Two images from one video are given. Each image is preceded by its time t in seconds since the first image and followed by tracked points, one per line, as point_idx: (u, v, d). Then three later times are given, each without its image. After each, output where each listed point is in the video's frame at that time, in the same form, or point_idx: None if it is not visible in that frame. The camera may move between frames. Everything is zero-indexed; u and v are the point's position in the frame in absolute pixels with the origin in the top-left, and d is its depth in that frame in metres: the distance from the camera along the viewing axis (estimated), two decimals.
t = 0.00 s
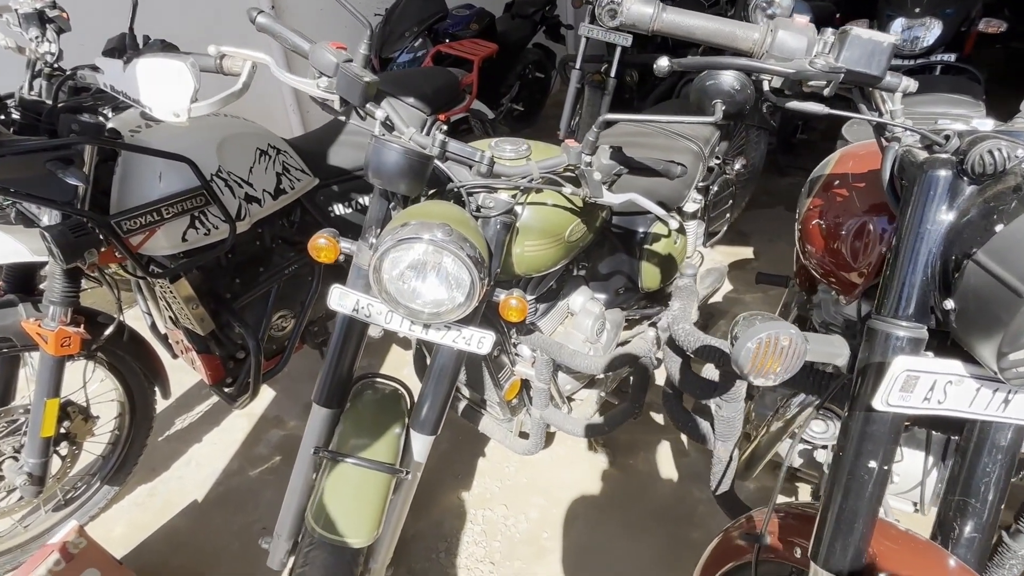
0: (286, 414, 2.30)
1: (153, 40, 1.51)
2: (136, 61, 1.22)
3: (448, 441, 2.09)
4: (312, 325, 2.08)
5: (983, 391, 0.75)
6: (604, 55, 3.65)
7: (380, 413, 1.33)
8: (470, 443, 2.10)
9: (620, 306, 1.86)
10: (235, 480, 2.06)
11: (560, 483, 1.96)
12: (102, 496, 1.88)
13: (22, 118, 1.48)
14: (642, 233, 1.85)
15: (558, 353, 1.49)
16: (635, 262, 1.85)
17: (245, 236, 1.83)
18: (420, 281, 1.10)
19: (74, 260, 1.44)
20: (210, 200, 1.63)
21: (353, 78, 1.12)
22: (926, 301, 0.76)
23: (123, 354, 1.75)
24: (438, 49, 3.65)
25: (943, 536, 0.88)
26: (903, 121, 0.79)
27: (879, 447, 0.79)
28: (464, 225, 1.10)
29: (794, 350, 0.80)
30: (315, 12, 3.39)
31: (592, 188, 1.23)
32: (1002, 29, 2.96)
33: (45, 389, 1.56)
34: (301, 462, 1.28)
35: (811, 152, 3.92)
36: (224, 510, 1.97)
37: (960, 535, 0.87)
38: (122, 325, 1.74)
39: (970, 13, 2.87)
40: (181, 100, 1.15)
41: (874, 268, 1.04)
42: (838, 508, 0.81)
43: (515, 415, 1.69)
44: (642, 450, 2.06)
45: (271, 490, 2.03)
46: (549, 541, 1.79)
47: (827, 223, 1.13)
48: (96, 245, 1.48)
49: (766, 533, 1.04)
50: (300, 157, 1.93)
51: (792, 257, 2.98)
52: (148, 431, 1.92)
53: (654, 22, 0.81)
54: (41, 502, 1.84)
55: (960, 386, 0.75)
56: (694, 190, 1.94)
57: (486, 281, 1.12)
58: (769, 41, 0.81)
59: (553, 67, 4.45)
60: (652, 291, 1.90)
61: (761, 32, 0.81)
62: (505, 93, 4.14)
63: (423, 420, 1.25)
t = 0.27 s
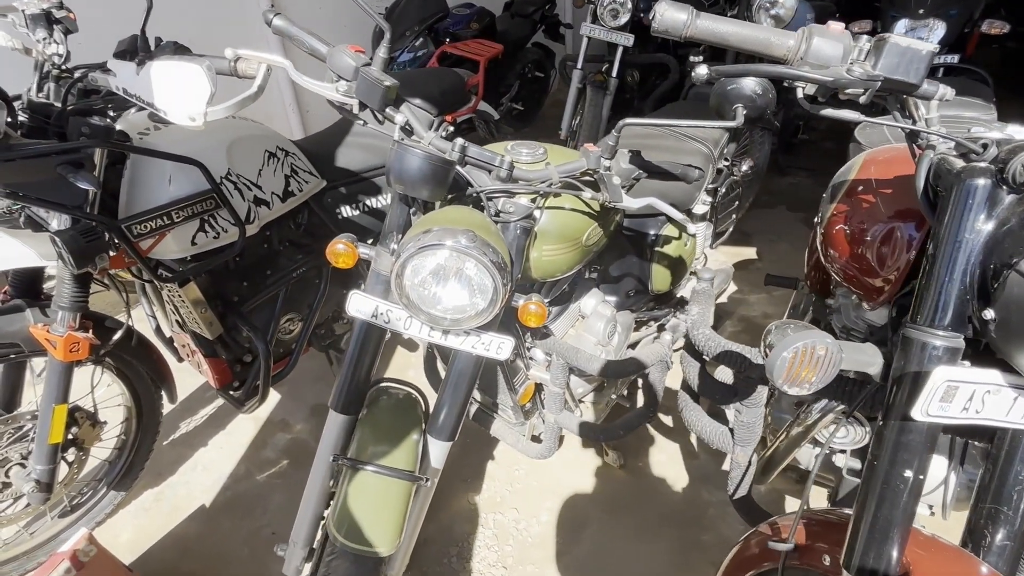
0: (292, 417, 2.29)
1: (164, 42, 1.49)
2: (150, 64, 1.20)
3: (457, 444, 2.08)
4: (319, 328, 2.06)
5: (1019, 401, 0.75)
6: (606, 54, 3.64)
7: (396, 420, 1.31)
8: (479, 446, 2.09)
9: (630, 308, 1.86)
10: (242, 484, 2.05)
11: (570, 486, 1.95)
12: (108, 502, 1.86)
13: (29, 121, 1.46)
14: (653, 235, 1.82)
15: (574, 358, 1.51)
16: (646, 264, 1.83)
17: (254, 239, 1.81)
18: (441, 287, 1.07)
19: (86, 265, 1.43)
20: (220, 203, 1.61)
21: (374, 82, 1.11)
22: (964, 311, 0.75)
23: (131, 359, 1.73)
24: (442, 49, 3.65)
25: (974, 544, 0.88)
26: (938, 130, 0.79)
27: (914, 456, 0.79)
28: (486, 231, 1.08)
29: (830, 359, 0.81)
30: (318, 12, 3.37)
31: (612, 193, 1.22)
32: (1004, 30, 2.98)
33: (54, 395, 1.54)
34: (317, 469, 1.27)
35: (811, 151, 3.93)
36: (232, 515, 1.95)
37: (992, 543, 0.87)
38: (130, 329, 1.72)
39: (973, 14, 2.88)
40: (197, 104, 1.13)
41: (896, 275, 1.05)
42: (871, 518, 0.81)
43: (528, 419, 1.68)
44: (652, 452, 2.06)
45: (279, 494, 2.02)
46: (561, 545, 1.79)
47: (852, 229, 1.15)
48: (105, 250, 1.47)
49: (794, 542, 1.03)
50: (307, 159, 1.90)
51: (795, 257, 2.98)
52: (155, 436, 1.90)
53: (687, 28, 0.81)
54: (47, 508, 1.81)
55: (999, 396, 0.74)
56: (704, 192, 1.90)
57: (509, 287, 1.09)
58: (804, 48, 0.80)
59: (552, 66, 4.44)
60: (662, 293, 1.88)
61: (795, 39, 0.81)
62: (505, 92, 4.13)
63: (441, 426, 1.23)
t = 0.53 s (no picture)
0: (291, 423, 2.26)
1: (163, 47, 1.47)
2: (150, 70, 1.18)
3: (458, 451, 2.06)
4: (318, 334, 2.04)
5: None
6: (604, 57, 3.63)
7: (400, 429, 1.30)
8: (480, 453, 2.07)
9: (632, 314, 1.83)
10: (241, 492, 2.02)
11: (572, 493, 1.94)
12: (105, 511, 1.83)
13: (25, 126, 1.43)
14: (656, 240, 1.81)
15: (579, 366, 1.48)
16: (649, 270, 1.82)
17: (252, 244, 1.79)
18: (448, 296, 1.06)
19: (83, 274, 1.39)
20: (219, 209, 1.59)
21: (379, 89, 1.09)
22: (985, 325, 0.74)
23: (128, 367, 1.70)
24: (440, 52, 3.63)
25: (990, 558, 0.87)
26: (958, 141, 0.78)
27: (933, 472, 0.77)
28: (494, 240, 1.06)
29: (848, 373, 0.80)
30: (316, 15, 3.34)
31: (620, 201, 1.22)
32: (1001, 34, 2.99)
33: (50, 404, 1.52)
34: (321, 479, 1.25)
35: (808, 154, 3.93)
36: (231, 524, 1.93)
37: (1008, 558, 0.85)
38: (128, 337, 1.70)
39: (971, 17, 2.89)
40: (199, 111, 1.11)
41: (910, 285, 1.05)
42: (889, 536, 0.79)
43: (531, 427, 1.67)
44: (654, 458, 2.05)
45: (278, 502, 1.99)
46: (564, 553, 1.78)
47: (863, 238, 1.14)
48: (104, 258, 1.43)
49: (808, 555, 1.02)
50: (307, 164, 1.88)
51: (794, 260, 2.98)
52: (153, 444, 1.88)
53: (703, 38, 0.80)
54: (43, 518, 1.79)
55: (1020, 411, 0.73)
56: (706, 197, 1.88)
57: (516, 296, 1.07)
58: (822, 58, 0.79)
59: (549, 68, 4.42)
60: (665, 298, 1.87)
61: (813, 49, 0.80)
62: (503, 94, 4.11)
63: (446, 436, 1.22)
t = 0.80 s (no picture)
0: (283, 426, 2.25)
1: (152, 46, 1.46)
2: (137, 69, 1.16)
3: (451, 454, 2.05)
4: (311, 336, 2.03)
5: None
6: (599, 58, 3.62)
7: (390, 431, 1.29)
8: (473, 455, 2.06)
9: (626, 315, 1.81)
10: (233, 496, 2.01)
11: (566, 496, 1.93)
12: (95, 515, 1.81)
13: (12, 126, 1.41)
14: (649, 242, 1.82)
15: (572, 368, 1.47)
16: (643, 271, 1.80)
17: (244, 245, 1.77)
18: (438, 298, 1.04)
19: (70, 276, 1.39)
20: (209, 210, 1.57)
21: (369, 88, 1.08)
22: (978, 326, 0.73)
23: (117, 369, 1.69)
24: (435, 52, 3.62)
25: (984, 562, 0.86)
26: (951, 141, 0.77)
27: (927, 475, 0.76)
28: (484, 241, 1.04)
29: (840, 375, 0.79)
30: (310, 15, 3.34)
31: (612, 202, 1.21)
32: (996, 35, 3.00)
33: (37, 408, 1.50)
34: (311, 484, 1.24)
35: (804, 155, 3.93)
36: (222, 527, 1.91)
37: (1002, 562, 0.83)
38: (117, 338, 1.68)
39: (966, 19, 2.90)
40: (187, 111, 1.10)
41: (903, 285, 1.04)
42: (881, 538, 0.78)
43: (524, 429, 1.65)
44: (649, 460, 2.04)
45: (269, 506, 1.98)
46: (558, 557, 1.76)
47: (856, 239, 1.13)
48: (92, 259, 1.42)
49: (801, 559, 1.02)
50: (299, 164, 1.87)
51: (789, 262, 2.98)
52: (143, 447, 1.86)
53: (694, 37, 0.79)
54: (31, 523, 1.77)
55: (1014, 414, 0.73)
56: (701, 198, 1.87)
57: (508, 297, 1.05)
58: (813, 57, 0.78)
59: (545, 69, 4.41)
60: (660, 300, 1.86)
61: (804, 48, 0.79)
62: (498, 96, 4.10)
63: (437, 438, 1.20)
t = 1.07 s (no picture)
0: (276, 429, 2.23)
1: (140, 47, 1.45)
2: (123, 69, 1.15)
3: (443, 457, 2.04)
4: (302, 338, 2.02)
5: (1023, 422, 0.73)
6: (595, 60, 3.62)
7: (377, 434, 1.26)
8: (466, 459, 2.05)
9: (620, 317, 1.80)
10: (223, 499, 1.99)
11: (558, 499, 1.92)
12: (83, 518, 1.80)
13: None
14: (642, 244, 1.79)
15: (561, 370, 1.46)
16: (635, 273, 1.79)
17: (234, 247, 1.76)
18: (425, 299, 1.03)
19: (55, 277, 1.39)
20: (198, 212, 1.56)
21: (355, 88, 1.08)
22: (964, 327, 0.72)
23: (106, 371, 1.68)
24: (430, 54, 3.62)
25: (972, 566, 0.85)
26: (935, 141, 0.77)
27: (911, 478, 0.75)
28: (471, 242, 1.03)
29: (825, 377, 0.79)
30: (305, 17, 3.34)
31: (601, 203, 1.20)
32: (990, 38, 3.01)
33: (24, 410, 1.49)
34: (298, 485, 1.24)
35: (800, 158, 3.93)
36: (212, 531, 1.90)
37: (990, 566, 0.83)
38: (106, 340, 1.67)
39: (959, 22, 2.90)
40: (172, 111, 1.10)
41: (890, 286, 1.04)
42: (865, 541, 0.78)
43: (515, 432, 1.64)
44: (642, 463, 2.03)
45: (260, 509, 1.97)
46: (549, 560, 1.75)
47: (844, 240, 1.13)
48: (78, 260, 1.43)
49: (789, 563, 1.01)
50: (291, 166, 1.87)
51: (784, 264, 2.97)
52: (132, 450, 1.85)
53: (677, 36, 0.79)
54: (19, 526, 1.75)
55: (999, 417, 0.73)
56: (694, 200, 1.86)
57: (494, 299, 1.04)
58: (797, 56, 0.78)
59: (541, 71, 4.41)
60: (653, 302, 1.84)
61: (788, 47, 0.79)
62: (494, 98, 4.10)
63: (425, 441, 1.19)
